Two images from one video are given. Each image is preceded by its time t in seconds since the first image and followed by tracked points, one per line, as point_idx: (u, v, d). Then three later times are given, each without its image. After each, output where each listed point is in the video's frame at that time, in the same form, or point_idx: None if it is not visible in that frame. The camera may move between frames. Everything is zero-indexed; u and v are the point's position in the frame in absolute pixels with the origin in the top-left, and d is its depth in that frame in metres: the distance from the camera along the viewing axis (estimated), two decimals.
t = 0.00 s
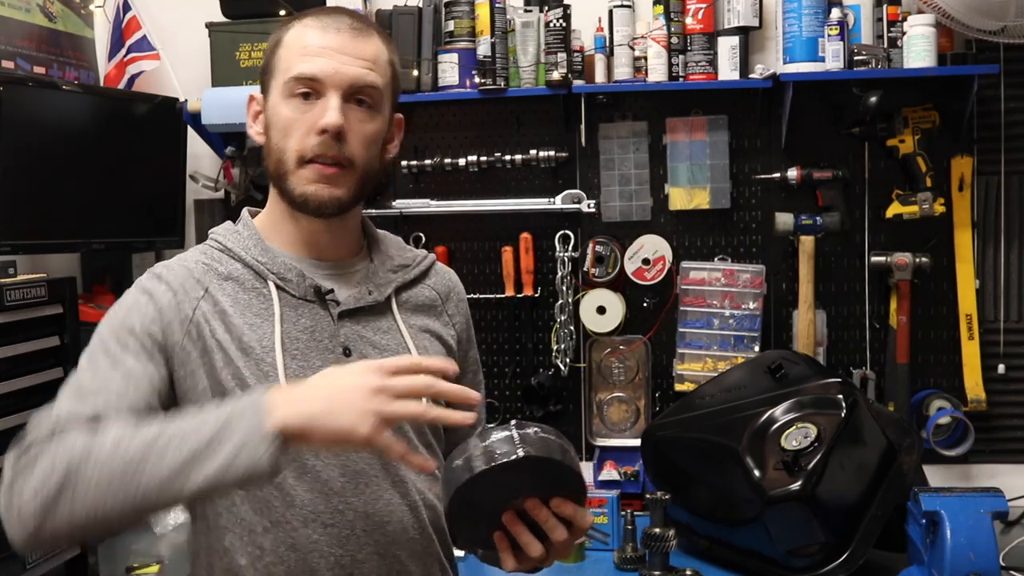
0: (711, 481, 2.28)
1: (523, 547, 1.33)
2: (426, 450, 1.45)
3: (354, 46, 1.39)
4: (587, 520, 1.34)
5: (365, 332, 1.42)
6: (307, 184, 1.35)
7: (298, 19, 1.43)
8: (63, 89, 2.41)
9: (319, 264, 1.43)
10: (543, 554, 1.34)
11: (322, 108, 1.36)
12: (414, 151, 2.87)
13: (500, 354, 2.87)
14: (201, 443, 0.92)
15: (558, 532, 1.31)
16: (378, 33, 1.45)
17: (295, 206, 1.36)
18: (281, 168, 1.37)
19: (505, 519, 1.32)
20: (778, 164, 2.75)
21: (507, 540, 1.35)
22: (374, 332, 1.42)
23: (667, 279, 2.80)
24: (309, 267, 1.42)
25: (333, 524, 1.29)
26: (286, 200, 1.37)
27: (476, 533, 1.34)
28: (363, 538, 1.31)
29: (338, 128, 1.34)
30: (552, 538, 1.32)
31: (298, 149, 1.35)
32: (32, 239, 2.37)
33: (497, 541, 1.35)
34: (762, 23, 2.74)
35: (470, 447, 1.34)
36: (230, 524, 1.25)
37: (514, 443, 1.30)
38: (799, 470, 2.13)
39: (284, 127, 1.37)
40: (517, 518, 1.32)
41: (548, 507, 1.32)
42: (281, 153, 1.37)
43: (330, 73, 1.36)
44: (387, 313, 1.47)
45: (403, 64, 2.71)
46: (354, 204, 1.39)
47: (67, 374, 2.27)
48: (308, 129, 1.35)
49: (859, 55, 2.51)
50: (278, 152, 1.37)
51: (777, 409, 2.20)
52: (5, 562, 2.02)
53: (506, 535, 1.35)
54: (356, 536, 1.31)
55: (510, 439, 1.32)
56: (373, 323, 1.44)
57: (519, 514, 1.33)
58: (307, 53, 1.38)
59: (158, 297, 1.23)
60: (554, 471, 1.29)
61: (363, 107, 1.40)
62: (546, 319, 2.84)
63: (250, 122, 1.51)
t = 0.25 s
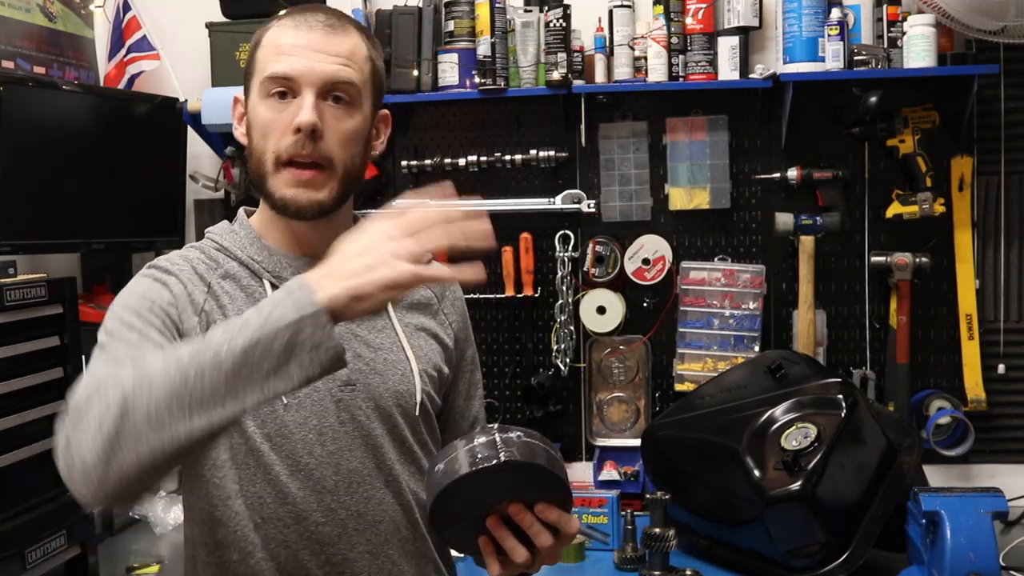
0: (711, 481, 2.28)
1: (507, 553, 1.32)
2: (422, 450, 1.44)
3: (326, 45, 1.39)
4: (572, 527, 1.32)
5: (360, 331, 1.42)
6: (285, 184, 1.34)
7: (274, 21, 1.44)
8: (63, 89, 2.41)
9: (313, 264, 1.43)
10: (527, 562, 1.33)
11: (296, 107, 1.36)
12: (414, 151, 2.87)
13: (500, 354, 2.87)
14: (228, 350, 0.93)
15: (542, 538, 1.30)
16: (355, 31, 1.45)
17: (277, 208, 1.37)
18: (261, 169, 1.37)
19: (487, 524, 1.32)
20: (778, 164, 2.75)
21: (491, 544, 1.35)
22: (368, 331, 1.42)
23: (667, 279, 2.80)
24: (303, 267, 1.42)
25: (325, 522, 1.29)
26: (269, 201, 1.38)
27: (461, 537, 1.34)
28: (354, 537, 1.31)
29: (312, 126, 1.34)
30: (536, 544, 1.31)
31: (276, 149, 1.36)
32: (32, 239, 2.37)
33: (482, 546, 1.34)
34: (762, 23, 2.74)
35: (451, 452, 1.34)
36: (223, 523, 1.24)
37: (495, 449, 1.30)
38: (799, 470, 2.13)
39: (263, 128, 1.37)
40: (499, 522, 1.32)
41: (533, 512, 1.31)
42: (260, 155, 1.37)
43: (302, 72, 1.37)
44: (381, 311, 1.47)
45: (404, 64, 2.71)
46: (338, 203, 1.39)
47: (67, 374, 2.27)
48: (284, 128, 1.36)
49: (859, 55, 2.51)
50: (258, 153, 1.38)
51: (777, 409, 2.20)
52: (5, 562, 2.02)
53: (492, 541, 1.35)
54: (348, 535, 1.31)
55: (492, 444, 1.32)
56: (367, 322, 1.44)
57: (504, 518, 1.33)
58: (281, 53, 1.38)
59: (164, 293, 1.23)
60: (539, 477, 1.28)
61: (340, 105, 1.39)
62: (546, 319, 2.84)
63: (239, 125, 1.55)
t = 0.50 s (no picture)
0: (711, 481, 2.28)
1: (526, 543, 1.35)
2: (425, 451, 1.45)
3: (363, 43, 1.40)
4: (590, 520, 1.34)
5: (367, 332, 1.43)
6: (316, 175, 1.33)
7: (306, 18, 1.45)
8: (63, 89, 2.41)
9: (321, 264, 1.43)
10: (545, 553, 1.36)
11: (333, 100, 1.36)
12: (414, 151, 2.87)
13: (500, 354, 2.87)
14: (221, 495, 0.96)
15: (562, 532, 1.32)
16: (385, 36, 1.47)
17: (304, 199, 1.35)
18: (290, 160, 1.36)
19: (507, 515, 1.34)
20: (778, 164, 2.75)
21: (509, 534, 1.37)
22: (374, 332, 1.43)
23: (667, 279, 2.80)
24: (312, 267, 1.42)
25: (339, 525, 1.29)
26: (294, 192, 1.36)
27: (480, 528, 1.37)
28: (367, 540, 1.31)
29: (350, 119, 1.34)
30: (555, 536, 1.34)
31: (309, 141, 1.35)
32: (32, 239, 2.37)
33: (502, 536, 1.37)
34: (762, 23, 2.74)
35: (479, 442, 1.33)
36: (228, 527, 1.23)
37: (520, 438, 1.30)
38: (799, 470, 2.13)
39: (295, 119, 1.36)
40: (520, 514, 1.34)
41: (554, 504, 1.32)
42: (290, 145, 1.36)
43: (341, 67, 1.37)
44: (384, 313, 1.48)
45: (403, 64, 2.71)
46: (360, 199, 1.38)
47: (67, 374, 2.27)
48: (319, 120, 1.35)
49: (859, 55, 2.51)
50: (287, 144, 1.37)
51: (777, 409, 2.20)
52: (5, 563, 2.02)
53: (510, 530, 1.38)
54: (361, 538, 1.30)
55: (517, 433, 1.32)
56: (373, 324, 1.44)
57: (524, 510, 1.34)
58: (319, 47, 1.39)
59: (162, 317, 1.24)
60: (560, 469, 1.28)
61: (372, 103, 1.40)
62: (546, 319, 2.84)
63: (253, 118, 1.49)
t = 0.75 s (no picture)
0: (711, 481, 2.28)
1: (533, 543, 1.36)
2: (422, 452, 1.45)
3: (365, 42, 1.40)
4: (597, 517, 1.35)
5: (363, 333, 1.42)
6: (311, 174, 1.33)
7: (309, 15, 1.45)
8: (63, 90, 2.41)
9: (316, 263, 1.43)
10: (553, 552, 1.36)
11: (332, 99, 1.36)
12: (414, 151, 2.87)
13: (500, 354, 2.87)
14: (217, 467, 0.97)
15: (568, 530, 1.33)
16: (387, 36, 1.47)
17: (297, 198, 1.35)
18: (286, 157, 1.35)
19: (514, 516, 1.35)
20: (778, 164, 2.75)
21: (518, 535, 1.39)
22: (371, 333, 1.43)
23: (667, 279, 2.80)
24: (307, 267, 1.42)
25: (331, 527, 1.29)
26: (288, 190, 1.35)
27: (488, 530, 1.38)
28: (358, 542, 1.31)
29: (347, 117, 1.34)
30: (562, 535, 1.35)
31: (305, 138, 1.34)
32: (32, 239, 2.37)
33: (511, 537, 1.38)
34: (762, 23, 2.74)
35: (484, 445, 1.34)
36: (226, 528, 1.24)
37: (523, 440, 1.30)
38: (799, 470, 2.13)
39: (292, 116, 1.36)
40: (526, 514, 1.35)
41: (560, 503, 1.33)
42: (286, 142, 1.36)
43: (341, 65, 1.37)
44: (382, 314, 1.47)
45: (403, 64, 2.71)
46: (357, 199, 1.38)
47: (67, 374, 2.27)
48: (316, 118, 1.35)
49: (859, 55, 2.51)
50: (283, 141, 1.36)
51: (777, 409, 2.21)
52: (5, 563, 2.02)
53: (517, 531, 1.39)
54: (352, 540, 1.30)
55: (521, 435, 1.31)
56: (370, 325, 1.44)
57: (530, 510, 1.35)
58: (319, 45, 1.38)
59: (155, 310, 1.24)
60: (562, 467, 1.28)
61: (371, 102, 1.40)
62: (546, 319, 2.84)
63: (251, 114, 1.50)
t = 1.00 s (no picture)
0: (711, 481, 2.28)
1: (546, 548, 1.36)
2: (426, 454, 1.45)
3: (386, 48, 1.41)
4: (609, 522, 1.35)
5: (368, 334, 1.42)
6: (329, 179, 1.35)
7: (328, 15, 1.45)
8: (63, 90, 2.41)
9: (325, 263, 1.43)
10: (565, 557, 1.37)
11: (353, 105, 1.37)
12: (414, 151, 2.87)
13: (500, 354, 2.87)
14: (179, 421, 0.96)
15: (581, 536, 1.33)
16: (404, 40, 1.48)
17: (314, 202, 1.36)
18: (305, 161, 1.36)
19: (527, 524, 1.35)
20: (778, 163, 2.75)
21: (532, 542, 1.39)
22: (377, 334, 1.43)
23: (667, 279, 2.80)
24: (316, 266, 1.43)
25: (335, 527, 1.29)
26: (305, 193, 1.37)
27: (501, 535, 1.38)
28: (363, 542, 1.31)
29: (369, 126, 1.36)
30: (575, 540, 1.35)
31: (326, 144, 1.36)
32: (33, 239, 2.37)
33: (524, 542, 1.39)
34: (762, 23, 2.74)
35: (499, 450, 1.32)
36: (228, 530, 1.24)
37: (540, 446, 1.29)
38: (799, 470, 2.13)
39: (312, 120, 1.37)
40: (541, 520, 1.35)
41: (573, 509, 1.33)
42: (305, 146, 1.37)
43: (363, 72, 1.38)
44: (390, 314, 1.47)
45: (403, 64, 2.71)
46: (371, 204, 1.40)
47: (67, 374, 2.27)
48: (337, 124, 1.36)
49: (859, 55, 2.51)
50: (302, 144, 1.37)
51: (777, 409, 2.20)
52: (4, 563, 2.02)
53: (530, 536, 1.39)
54: (357, 540, 1.31)
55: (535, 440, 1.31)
56: (377, 325, 1.44)
57: (544, 516, 1.36)
58: (341, 49, 1.39)
59: (155, 304, 1.26)
60: (578, 472, 1.28)
61: (389, 109, 1.42)
62: (546, 319, 2.84)
63: (265, 112, 1.48)
